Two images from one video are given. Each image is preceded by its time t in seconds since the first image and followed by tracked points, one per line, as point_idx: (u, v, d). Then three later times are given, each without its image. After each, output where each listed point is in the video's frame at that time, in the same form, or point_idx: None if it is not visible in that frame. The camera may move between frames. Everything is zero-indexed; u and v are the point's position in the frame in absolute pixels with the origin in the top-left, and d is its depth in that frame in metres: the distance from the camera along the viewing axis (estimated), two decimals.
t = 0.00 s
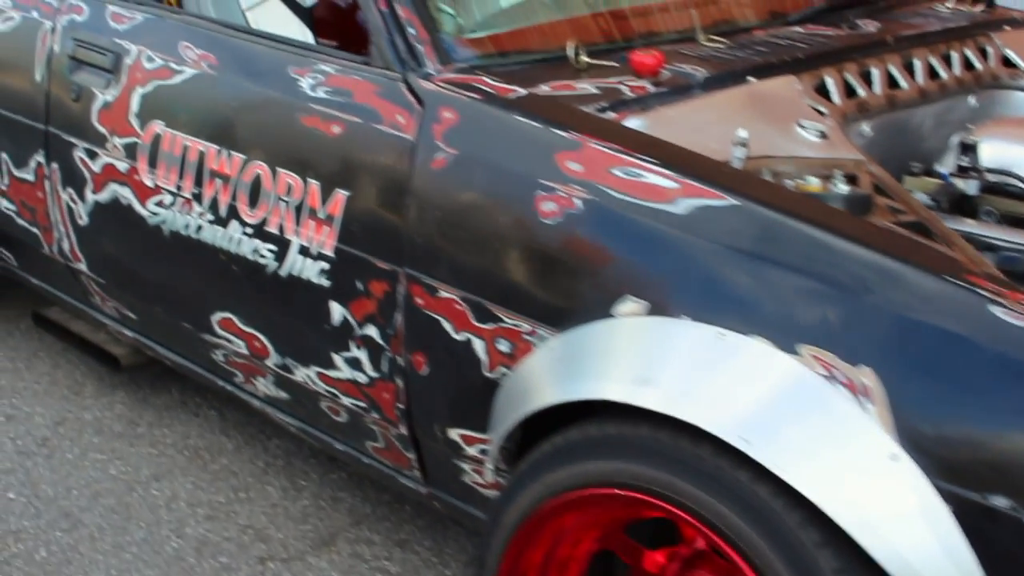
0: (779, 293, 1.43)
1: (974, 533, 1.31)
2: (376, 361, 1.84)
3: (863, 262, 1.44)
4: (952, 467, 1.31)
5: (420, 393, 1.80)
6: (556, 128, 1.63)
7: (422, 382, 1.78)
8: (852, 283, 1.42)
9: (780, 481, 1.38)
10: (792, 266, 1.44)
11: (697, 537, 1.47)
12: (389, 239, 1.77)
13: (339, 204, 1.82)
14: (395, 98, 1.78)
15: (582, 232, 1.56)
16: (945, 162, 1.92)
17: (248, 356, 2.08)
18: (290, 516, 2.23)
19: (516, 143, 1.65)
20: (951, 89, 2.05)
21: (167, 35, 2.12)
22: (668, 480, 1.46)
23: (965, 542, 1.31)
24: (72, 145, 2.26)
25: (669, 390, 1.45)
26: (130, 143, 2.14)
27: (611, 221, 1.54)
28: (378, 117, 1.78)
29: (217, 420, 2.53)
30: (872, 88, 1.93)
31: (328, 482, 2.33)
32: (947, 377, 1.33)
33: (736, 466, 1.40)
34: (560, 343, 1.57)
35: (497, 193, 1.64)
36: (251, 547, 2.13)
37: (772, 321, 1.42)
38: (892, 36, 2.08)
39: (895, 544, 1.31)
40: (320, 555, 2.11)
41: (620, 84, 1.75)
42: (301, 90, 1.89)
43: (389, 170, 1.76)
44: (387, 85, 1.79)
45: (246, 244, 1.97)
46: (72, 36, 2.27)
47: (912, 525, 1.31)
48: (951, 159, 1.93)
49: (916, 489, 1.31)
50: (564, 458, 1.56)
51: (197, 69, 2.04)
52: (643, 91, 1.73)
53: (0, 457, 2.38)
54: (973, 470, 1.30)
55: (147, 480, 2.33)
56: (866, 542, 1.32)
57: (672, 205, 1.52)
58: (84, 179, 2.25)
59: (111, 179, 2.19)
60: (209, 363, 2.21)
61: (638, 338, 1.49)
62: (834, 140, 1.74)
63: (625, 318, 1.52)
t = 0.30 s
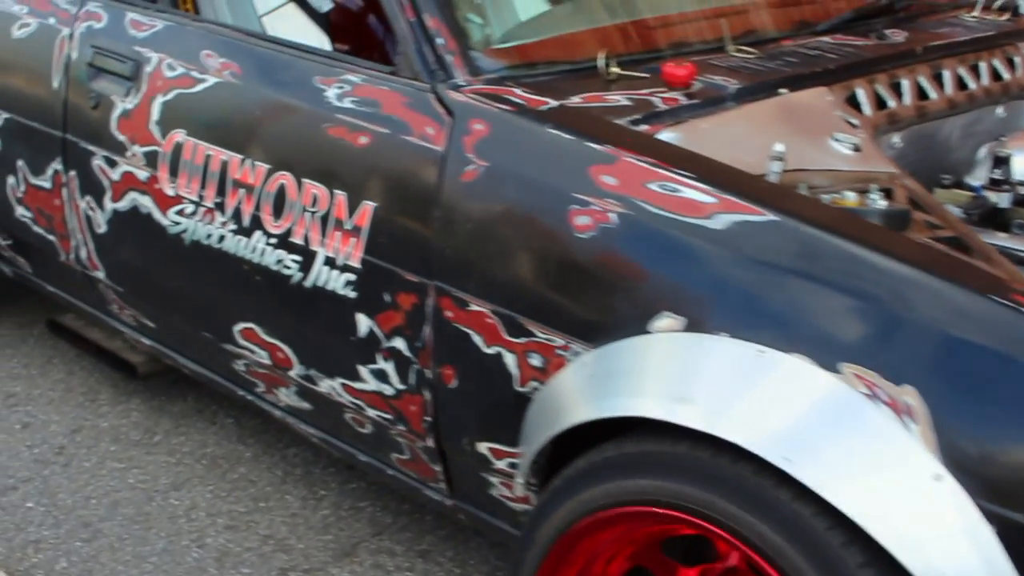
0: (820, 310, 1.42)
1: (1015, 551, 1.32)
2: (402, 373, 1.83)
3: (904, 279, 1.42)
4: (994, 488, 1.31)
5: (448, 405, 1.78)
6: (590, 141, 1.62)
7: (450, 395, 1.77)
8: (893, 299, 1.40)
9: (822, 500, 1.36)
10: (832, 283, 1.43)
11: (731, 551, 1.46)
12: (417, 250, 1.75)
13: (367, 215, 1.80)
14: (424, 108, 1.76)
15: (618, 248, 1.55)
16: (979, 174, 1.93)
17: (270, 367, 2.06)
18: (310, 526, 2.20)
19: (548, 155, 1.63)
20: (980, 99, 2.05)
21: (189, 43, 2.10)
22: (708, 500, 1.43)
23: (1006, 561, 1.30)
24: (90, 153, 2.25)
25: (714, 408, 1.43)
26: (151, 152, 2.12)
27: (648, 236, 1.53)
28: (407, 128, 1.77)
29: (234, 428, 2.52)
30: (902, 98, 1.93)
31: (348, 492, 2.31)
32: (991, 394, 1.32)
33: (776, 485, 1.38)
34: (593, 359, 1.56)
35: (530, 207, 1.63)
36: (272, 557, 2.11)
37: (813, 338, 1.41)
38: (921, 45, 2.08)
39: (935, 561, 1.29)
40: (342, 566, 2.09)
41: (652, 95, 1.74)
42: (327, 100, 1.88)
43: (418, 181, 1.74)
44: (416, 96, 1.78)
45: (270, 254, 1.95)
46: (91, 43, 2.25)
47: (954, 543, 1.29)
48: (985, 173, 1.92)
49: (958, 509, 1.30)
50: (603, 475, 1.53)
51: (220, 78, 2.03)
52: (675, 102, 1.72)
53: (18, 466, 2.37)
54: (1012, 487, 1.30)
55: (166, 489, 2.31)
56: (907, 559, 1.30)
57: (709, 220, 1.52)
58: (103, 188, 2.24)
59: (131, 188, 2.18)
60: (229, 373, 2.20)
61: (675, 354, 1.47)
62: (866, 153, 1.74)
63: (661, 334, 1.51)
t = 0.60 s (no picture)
0: (871, 333, 1.41)
1: None
2: (438, 390, 1.81)
3: (955, 302, 1.40)
4: None
5: (486, 423, 1.77)
6: (633, 158, 1.60)
7: (488, 413, 1.76)
8: (945, 322, 1.39)
9: (875, 527, 1.35)
10: (883, 306, 1.42)
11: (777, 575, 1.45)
12: (455, 266, 1.74)
13: (403, 230, 1.79)
14: (462, 123, 1.74)
15: (664, 269, 1.54)
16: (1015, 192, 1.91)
17: (301, 381, 2.05)
18: (337, 540, 2.19)
19: (591, 173, 1.62)
20: (1015, 113, 2.04)
21: (219, 53, 2.08)
22: (756, 524, 1.42)
23: None
24: (117, 163, 2.23)
25: (766, 433, 1.41)
26: (179, 163, 2.11)
27: (695, 256, 1.52)
28: (445, 143, 1.75)
29: (258, 439, 2.51)
30: (940, 113, 1.91)
31: (374, 506, 2.30)
32: None
33: (828, 510, 1.37)
34: (638, 379, 1.55)
35: (572, 225, 1.62)
36: (300, 571, 2.09)
37: (864, 362, 1.40)
38: (957, 58, 2.07)
39: None
40: None
41: (693, 111, 1.73)
42: (362, 114, 1.86)
43: (456, 196, 1.73)
44: (454, 110, 1.76)
45: (302, 268, 1.94)
46: (117, 52, 2.23)
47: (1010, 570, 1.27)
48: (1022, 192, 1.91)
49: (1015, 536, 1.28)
50: (652, 497, 1.53)
51: (251, 89, 2.01)
52: (717, 119, 1.72)
53: (41, 477, 2.35)
54: None
55: (191, 501, 2.30)
56: None
57: (758, 241, 1.50)
58: (130, 198, 2.22)
59: (159, 199, 2.16)
60: (258, 386, 2.20)
61: (723, 376, 1.46)
62: (909, 172, 1.72)
63: (707, 355, 1.49)
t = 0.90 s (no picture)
0: (914, 355, 1.38)
1: None
2: (469, 405, 1.80)
3: (999, 321, 1.37)
4: None
5: (518, 438, 1.75)
6: (669, 173, 1.59)
7: (520, 428, 1.74)
8: (990, 342, 1.36)
9: (921, 551, 1.33)
10: (926, 326, 1.39)
11: None
12: (487, 280, 1.72)
13: (434, 243, 1.77)
14: (494, 136, 1.73)
15: (701, 287, 1.52)
16: None
17: (328, 393, 2.04)
18: (362, 552, 2.17)
19: (626, 188, 1.60)
20: None
21: (244, 62, 2.07)
22: (796, 547, 1.41)
23: None
24: (139, 171, 2.21)
25: (808, 455, 1.40)
26: (203, 172, 2.09)
27: (733, 274, 1.50)
28: (476, 156, 1.74)
29: (278, 449, 2.50)
30: (975, 126, 1.90)
31: (397, 517, 2.29)
32: None
33: (872, 533, 1.36)
34: (675, 398, 1.53)
35: (607, 240, 1.60)
36: None
37: (907, 383, 1.37)
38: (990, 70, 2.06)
39: None
40: None
41: (728, 125, 1.72)
42: (391, 124, 1.84)
43: (488, 209, 1.71)
44: (485, 123, 1.75)
45: (329, 280, 1.92)
46: (141, 60, 2.21)
47: None
48: None
49: None
50: (693, 517, 1.52)
51: (277, 99, 1.99)
52: (752, 132, 1.70)
53: (62, 486, 2.33)
54: None
55: (214, 511, 2.28)
56: None
57: (798, 258, 1.48)
58: (153, 207, 2.21)
59: (182, 208, 2.15)
60: (282, 398, 2.19)
61: (762, 396, 1.45)
62: (945, 186, 1.72)
63: (747, 374, 1.47)
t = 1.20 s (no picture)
0: (971, 383, 1.35)
1: None
2: (507, 425, 1.78)
3: None
4: None
5: (559, 460, 1.73)
6: (717, 193, 1.56)
7: (560, 450, 1.72)
8: None
9: None
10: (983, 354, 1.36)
11: None
12: (529, 299, 1.69)
13: (473, 261, 1.75)
14: (537, 153, 1.70)
15: (750, 310, 1.49)
16: None
17: (362, 410, 2.04)
18: (393, 569, 2.15)
19: (673, 209, 1.57)
20: None
21: (278, 74, 2.04)
22: None
23: None
24: (170, 183, 2.19)
25: (860, 484, 1.38)
26: (236, 184, 2.07)
27: (784, 297, 1.47)
28: (518, 173, 1.71)
29: (306, 462, 2.47)
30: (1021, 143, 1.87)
31: (427, 532, 2.26)
32: None
33: (929, 565, 1.34)
34: (722, 422, 1.51)
35: (653, 261, 1.57)
36: None
37: (964, 412, 1.34)
38: None
39: None
40: None
41: (774, 143, 1.69)
42: (431, 140, 1.82)
43: (530, 227, 1.69)
44: (527, 139, 1.72)
45: (365, 296, 1.90)
46: (173, 70, 2.19)
47: None
48: None
49: None
50: (745, 545, 1.52)
51: (313, 112, 1.97)
52: (800, 151, 1.67)
53: (89, 499, 2.31)
54: None
55: (243, 526, 2.25)
56: None
57: (851, 282, 1.45)
58: (184, 219, 2.19)
59: (214, 221, 2.12)
60: (315, 413, 2.18)
61: (813, 424, 1.42)
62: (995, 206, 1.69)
63: (797, 400, 1.45)
